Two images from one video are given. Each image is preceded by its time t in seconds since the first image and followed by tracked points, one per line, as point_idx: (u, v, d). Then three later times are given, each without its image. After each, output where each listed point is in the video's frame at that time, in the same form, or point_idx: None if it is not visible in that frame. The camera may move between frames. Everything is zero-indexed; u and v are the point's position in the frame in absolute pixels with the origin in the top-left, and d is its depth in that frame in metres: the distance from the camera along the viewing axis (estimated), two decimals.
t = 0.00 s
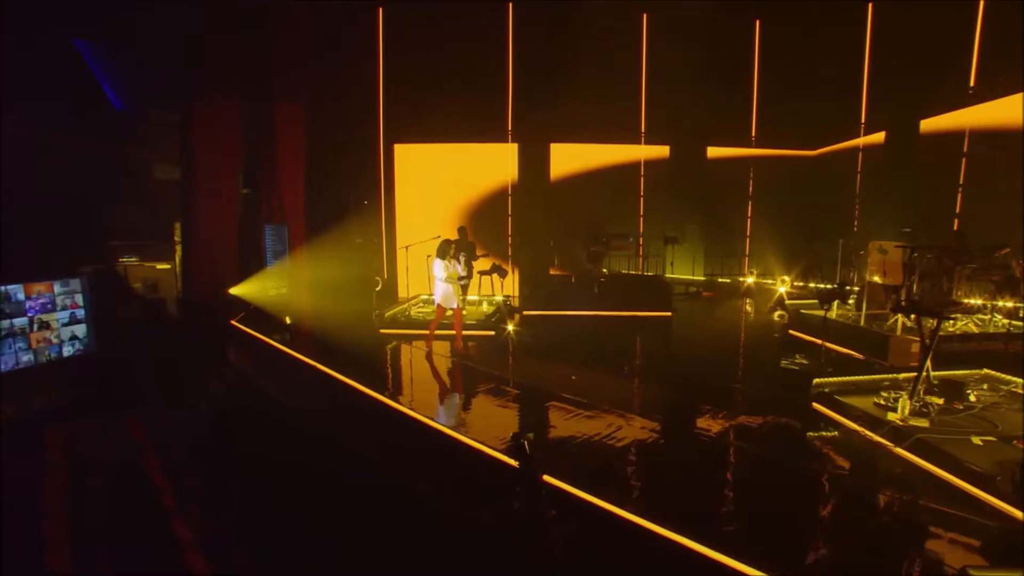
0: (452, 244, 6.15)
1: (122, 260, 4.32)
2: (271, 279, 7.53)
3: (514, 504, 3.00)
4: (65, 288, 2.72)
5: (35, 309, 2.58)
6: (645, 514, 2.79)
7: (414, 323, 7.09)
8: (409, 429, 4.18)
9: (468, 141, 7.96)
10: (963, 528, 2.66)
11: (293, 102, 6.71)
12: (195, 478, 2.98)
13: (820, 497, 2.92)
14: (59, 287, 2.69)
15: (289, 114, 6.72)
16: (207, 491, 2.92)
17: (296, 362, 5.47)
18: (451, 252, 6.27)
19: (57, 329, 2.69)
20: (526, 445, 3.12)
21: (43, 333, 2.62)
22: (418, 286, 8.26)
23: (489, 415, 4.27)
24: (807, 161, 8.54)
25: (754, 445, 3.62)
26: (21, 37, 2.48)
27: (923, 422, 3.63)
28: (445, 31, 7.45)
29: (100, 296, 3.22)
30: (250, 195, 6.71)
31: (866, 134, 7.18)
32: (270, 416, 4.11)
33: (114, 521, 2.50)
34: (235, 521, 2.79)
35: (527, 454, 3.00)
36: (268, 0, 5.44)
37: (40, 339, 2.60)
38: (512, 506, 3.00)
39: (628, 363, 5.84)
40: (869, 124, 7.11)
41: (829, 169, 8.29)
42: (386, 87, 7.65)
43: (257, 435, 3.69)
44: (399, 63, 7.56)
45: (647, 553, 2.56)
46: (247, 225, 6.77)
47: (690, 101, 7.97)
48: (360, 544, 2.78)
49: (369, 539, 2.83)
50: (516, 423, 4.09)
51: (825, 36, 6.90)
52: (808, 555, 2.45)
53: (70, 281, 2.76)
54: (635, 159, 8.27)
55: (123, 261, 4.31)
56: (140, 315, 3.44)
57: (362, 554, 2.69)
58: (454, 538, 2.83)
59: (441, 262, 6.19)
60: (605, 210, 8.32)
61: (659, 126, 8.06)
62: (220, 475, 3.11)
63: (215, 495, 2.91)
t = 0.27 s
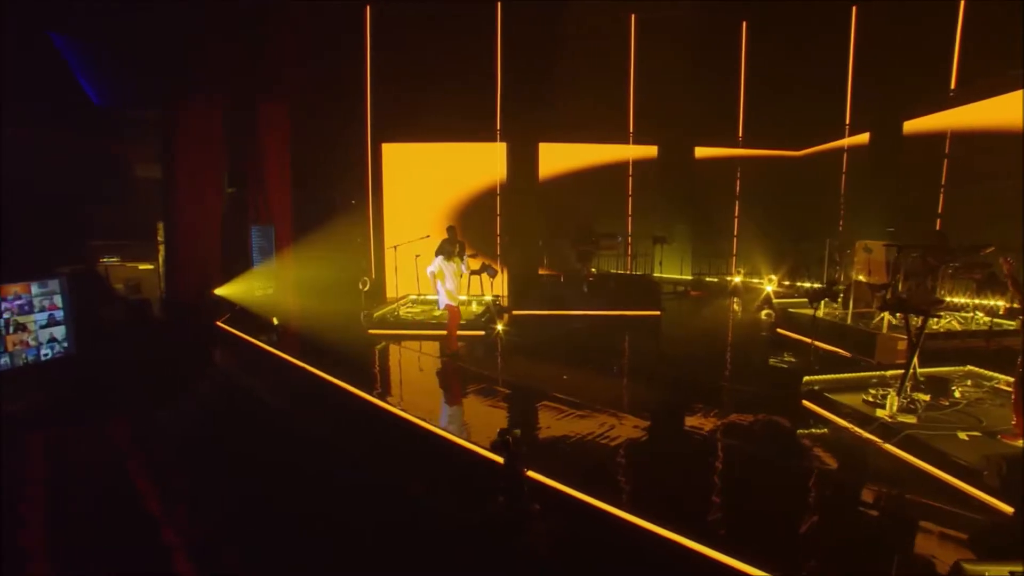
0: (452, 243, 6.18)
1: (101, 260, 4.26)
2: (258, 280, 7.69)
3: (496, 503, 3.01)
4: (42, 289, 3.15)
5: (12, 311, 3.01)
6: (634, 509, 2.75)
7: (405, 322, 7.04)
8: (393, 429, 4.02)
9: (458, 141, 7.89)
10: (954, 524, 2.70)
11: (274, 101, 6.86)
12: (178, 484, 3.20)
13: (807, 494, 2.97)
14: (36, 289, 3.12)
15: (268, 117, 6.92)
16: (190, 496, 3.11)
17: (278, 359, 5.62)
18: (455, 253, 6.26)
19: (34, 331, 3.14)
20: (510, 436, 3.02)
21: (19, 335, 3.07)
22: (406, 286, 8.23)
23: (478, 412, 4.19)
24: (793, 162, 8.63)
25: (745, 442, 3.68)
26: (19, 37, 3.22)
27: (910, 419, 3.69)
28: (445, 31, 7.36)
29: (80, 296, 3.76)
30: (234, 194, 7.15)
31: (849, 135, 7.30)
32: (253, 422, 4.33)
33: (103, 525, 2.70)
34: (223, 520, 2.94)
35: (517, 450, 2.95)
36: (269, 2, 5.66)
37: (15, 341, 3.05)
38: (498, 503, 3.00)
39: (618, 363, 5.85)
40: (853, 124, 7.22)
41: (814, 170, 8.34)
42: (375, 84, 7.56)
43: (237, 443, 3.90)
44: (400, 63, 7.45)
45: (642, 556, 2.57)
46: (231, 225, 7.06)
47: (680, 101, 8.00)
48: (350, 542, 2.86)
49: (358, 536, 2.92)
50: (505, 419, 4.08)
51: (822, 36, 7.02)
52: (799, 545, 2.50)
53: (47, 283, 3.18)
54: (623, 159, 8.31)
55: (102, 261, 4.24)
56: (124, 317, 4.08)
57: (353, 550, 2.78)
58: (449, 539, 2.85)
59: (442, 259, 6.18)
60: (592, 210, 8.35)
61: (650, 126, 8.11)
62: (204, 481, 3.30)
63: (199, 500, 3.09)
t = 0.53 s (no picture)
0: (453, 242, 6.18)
1: (83, 260, 4.52)
2: (245, 280, 7.54)
3: (482, 499, 2.96)
4: (19, 291, 3.26)
5: None
6: (626, 505, 2.75)
7: (395, 322, 6.98)
8: (385, 427, 3.99)
9: (446, 140, 7.76)
10: (942, 519, 2.74)
11: (263, 100, 7.09)
12: (165, 485, 3.16)
13: (793, 490, 3.01)
14: (13, 291, 3.23)
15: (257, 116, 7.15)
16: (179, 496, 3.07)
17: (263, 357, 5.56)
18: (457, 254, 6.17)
19: (10, 333, 3.25)
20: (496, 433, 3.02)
21: None
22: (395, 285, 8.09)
23: (470, 415, 4.08)
24: (779, 163, 8.68)
25: (736, 439, 3.71)
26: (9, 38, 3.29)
27: (899, 415, 3.74)
28: (445, 31, 7.36)
29: (65, 296, 4.12)
30: (219, 193, 7.11)
31: (837, 136, 7.37)
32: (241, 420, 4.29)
33: (90, 528, 2.67)
34: (213, 518, 2.92)
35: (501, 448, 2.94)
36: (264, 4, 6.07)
37: None
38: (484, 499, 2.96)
39: (607, 362, 5.85)
40: (839, 126, 7.32)
41: (801, 170, 8.38)
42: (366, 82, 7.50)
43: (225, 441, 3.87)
44: (400, 63, 7.41)
45: (633, 551, 2.56)
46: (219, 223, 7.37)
47: (670, 101, 8.03)
48: (345, 542, 2.80)
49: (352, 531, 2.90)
50: (498, 419, 4.07)
51: (820, 37, 7.18)
52: (790, 543, 2.50)
53: (26, 284, 3.29)
54: (612, 159, 8.27)
55: (84, 261, 4.50)
56: (106, 317, 4.31)
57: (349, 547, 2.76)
58: (443, 538, 2.78)
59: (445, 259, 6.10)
60: (582, 210, 8.31)
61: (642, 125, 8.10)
62: (192, 480, 3.26)
63: (189, 498, 3.06)
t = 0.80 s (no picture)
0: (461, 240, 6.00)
1: (64, 260, 4.59)
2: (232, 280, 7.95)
3: (465, 498, 2.99)
4: None
5: None
6: (616, 500, 2.78)
7: (385, 322, 6.92)
8: (375, 428, 3.95)
9: (433, 140, 7.68)
10: (933, 515, 2.78)
11: (247, 99, 7.34)
12: (152, 484, 3.14)
13: (781, 487, 3.04)
14: None
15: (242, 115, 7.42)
16: (167, 495, 3.05)
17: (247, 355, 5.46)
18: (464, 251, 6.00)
19: None
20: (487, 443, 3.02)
21: None
22: (386, 285, 7.95)
23: (463, 412, 4.12)
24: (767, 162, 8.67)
25: (729, 437, 3.75)
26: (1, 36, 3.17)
27: (889, 411, 3.80)
28: (437, 29, 7.32)
29: (44, 299, 4.12)
30: (207, 190, 7.55)
31: (823, 136, 7.57)
32: (231, 413, 4.26)
33: (80, 532, 2.66)
34: (202, 513, 2.89)
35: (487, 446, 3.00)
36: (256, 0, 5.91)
37: None
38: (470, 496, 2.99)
39: (598, 362, 5.86)
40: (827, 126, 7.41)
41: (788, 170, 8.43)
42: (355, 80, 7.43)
43: (215, 435, 3.84)
44: (390, 60, 7.35)
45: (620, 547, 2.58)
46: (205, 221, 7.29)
47: (660, 102, 8.06)
48: (343, 541, 2.75)
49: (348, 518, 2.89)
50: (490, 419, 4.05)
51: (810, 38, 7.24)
52: (780, 535, 2.55)
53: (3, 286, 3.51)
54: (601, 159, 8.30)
55: (65, 261, 4.56)
56: (87, 317, 4.34)
57: (346, 538, 2.74)
58: (443, 538, 2.76)
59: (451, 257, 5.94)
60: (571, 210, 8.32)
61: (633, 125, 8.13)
62: (181, 478, 3.24)
63: (179, 498, 3.03)
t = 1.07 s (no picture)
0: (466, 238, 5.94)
1: (41, 260, 4.29)
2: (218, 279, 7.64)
3: (445, 489, 3.01)
4: None
5: None
6: (602, 494, 2.80)
7: (374, 322, 6.85)
8: (368, 430, 3.91)
9: (422, 139, 7.64)
10: (920, 509, 2.81)
11: (234, 94, 7.09)
12: (130, 482, 3.10)
13: (769, 481, 3.08)
14: None
15: (228, 112, 7.17)
16: (146, 493, 3.02)
17: (237, 358, 5.43)
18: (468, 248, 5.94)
19: None
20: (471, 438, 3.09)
21: None
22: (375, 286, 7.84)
23: (454, 412, 4.05)
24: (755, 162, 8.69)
25: (721, 433, 3.78)
26: None
27: (878, 407, 3.85)
28: (425, 27, 7.33)
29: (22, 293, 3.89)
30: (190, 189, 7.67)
31: (809, 138, 7.42)
32: (213, 413, 4.22)
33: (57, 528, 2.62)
34: (181, 512, 2.86)
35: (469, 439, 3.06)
36: None
37: None
38: (449, 489, 3.02)
39: (587, 360, 5.89)
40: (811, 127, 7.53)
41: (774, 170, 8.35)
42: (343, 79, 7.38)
43: (196, 435, 3.80)
44: (379, 57, 7.33)
45: (596, 533, 2.61)
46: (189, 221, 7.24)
47: (647, 102, 8.12)
48: (332, 534, 2.67)
49: (331, 510, 2.88)
50: (482, 418, 4.05)
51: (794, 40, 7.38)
52: (758, 527, 2.59)
53: None
54: (590, 157, 8.24)
55: (42, 261, 4.27)
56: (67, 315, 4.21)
57: (328, 529, 2.72)
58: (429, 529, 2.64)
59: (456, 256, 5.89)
60: (560, 210, 8.31)
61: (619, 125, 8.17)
62: (160, 477, 3.20)
63: (159, 496, 3.00)
